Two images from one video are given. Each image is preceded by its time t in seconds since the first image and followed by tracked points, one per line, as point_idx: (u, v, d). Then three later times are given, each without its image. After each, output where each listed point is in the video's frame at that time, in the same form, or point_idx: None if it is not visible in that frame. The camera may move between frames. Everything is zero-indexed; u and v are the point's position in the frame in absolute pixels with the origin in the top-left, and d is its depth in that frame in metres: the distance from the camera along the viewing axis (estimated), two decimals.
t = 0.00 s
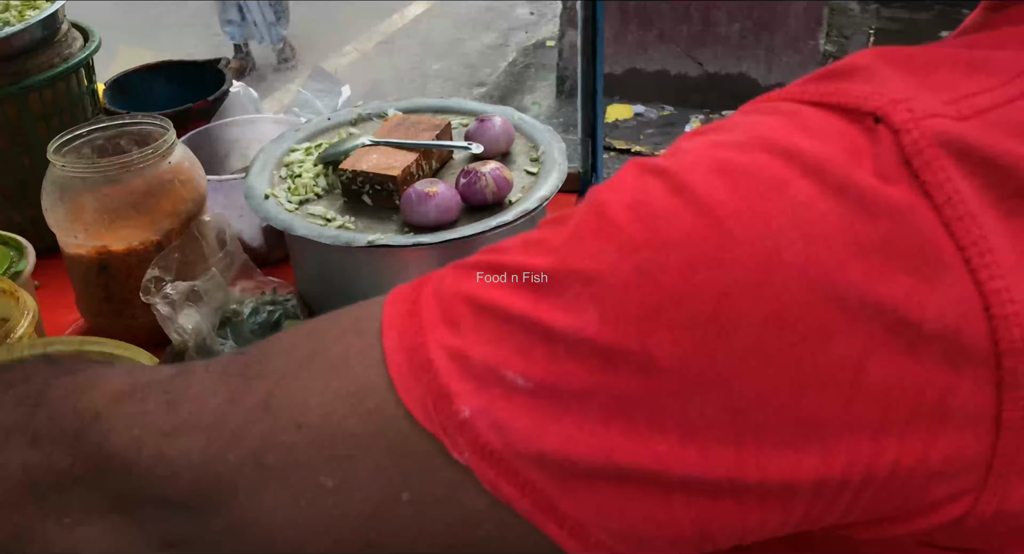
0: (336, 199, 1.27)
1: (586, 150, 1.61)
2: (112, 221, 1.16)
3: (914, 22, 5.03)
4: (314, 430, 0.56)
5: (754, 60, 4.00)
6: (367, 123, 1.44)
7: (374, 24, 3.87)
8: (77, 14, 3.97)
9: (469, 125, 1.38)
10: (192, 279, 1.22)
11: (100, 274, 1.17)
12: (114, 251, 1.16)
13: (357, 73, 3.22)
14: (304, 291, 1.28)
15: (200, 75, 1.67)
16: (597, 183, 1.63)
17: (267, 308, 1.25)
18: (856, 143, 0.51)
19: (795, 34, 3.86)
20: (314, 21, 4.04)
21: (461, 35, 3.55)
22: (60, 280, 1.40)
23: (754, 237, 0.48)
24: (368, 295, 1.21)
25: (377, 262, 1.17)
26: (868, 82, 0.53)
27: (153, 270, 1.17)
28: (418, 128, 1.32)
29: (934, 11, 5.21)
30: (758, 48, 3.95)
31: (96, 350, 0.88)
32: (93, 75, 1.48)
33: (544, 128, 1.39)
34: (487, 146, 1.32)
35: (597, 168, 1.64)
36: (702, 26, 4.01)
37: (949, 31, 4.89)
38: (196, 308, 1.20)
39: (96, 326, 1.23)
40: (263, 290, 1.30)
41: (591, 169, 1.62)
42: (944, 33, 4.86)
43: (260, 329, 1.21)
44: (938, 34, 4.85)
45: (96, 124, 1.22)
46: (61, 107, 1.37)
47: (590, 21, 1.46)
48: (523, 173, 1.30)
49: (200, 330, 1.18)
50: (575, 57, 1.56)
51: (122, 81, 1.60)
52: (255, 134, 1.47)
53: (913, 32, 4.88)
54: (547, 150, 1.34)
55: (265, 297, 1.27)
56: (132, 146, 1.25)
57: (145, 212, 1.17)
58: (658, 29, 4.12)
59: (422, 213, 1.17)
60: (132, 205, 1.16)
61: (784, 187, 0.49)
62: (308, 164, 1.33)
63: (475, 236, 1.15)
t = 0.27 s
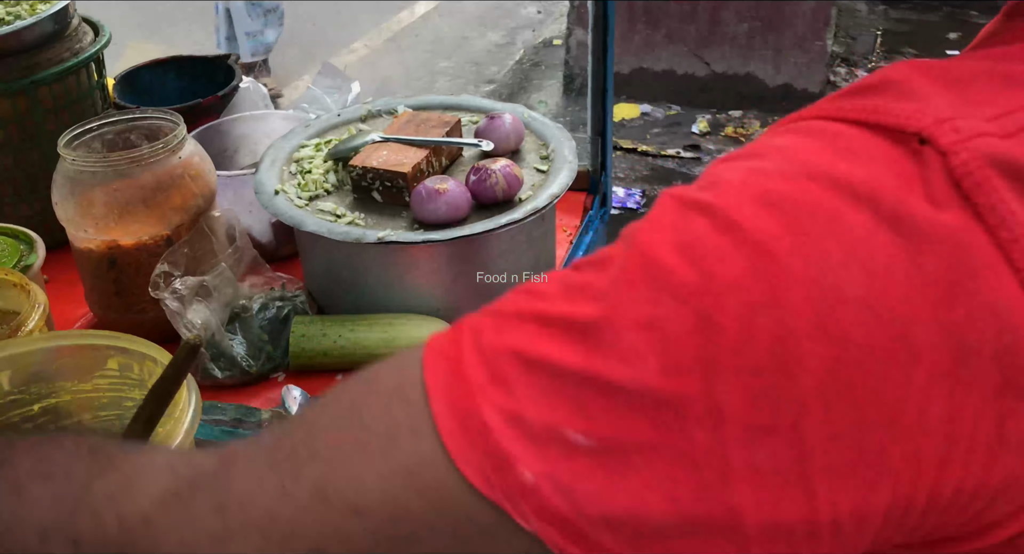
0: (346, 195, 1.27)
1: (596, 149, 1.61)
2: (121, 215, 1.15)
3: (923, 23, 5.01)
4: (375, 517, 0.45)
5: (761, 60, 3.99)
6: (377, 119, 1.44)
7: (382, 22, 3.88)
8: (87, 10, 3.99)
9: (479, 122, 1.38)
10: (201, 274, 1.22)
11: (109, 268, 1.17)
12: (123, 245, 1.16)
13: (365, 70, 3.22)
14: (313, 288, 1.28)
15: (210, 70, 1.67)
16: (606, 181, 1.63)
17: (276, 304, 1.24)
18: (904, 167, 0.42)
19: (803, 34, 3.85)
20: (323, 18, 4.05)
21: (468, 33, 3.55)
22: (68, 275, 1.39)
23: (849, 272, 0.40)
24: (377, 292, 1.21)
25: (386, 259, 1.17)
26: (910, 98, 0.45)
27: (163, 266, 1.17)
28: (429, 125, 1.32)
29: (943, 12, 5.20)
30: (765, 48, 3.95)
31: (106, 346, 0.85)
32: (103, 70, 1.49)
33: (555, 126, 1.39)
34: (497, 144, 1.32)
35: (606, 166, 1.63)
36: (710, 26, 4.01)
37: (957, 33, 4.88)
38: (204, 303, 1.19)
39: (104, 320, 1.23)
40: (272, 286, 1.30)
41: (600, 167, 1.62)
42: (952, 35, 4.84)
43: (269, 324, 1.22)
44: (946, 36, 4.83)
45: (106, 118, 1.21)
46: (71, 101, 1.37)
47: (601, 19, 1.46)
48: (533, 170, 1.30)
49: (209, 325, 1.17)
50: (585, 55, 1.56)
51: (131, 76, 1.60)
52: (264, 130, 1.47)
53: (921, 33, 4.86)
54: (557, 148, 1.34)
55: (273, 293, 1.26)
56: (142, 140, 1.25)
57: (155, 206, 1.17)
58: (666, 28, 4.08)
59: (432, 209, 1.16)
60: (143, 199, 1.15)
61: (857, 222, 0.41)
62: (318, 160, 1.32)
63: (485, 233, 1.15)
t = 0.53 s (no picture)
0: (350, 194, 1.26)
1: (599, 148, 1.60)
2: (124, 213, 1.14)
3: (925, 24, 5.00)
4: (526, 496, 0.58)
5: (763, 61, 3.99)
6: (381, 118, 1.43)
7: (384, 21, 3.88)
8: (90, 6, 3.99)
9: (483, 121, 1.38)
10: (204, 272, 1.20)
11: (112, 265, 1.17)
12: (126, 243, 1.16)
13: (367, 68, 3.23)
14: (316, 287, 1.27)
15: (214, 68, 1.66)
16: (610, 181, 1.63)
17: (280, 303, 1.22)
18: None
19: (806, 35, 3.85)
20: (325, 16, 4.05)
21: (471, 32, 3.55)
22: (70, 273, 1.39)
23: (1003, 297, 0.46)
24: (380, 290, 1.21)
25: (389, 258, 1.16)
26: None
27: (165, 264, 1.17)
28: (433, 124, 1.32)
29: (946, 13, 5.19)
30: (768, 48, 3.94)
31: (109, 345, 0.83)
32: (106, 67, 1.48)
33: (558, 126, 1.39)
34: (501, 143, 1.31)
35: (609, 166, 1.63)
36: (712, 26, 4.00)
37: (959, 34, 4.87)
38: (207, 302, 1.18)
39: (107, 317, 1.22)
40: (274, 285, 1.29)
41: (604, 167, 1.61)
42: (954, 36, 4.84)
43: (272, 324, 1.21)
44: (948, 37, 4.83)
45: (110, 115, 1.21)
46: (74, 98, 1.37)
47: (605, 19, 1.46)
48: (537, 170, 1.30)
49: (212, 324, 1.16)
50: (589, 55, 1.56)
51: (135, 73, 1.59)
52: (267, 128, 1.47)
53: (924, 34, 4.86)
54: (561, 147, 1.33)
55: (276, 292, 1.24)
56: (146, 138, 1.24)
57: (158, 204, 1.16)
58: (669, 28, 4.08)
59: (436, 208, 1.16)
60: (146, 197, 1.15)
61: None
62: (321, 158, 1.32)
63: (489, 233, 1.15)
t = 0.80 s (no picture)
0: (346, 195, 1.25)
1: (598, 149, 1.60)
2: (119, 215, 1.13)
3: (924, 24, 5.00)
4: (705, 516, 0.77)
5: (762, 61, 3.98)
6: (378, 119, 1.42)
7: (383, 21, 3.87)
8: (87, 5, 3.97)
9: (481, 122, 1.37)
10: (199, 274, 1.20)
11: (107, 267, 1.16)
12: (121, 245, 1.15)
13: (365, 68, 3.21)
14: (312, 289, 1.26)
15: (211, 68, 1.65)
16: (608, 182, 1.62)
17: (275, 305, 1.22)
18: None
19: (805, 35, 3.84)
20: (324, 16, 4.04)
21: (469, 32, 3.54)
22: (66, 274, 1.38)
23: None
24: (377, 292, 1.20)
25: (386, 261, 1.15)
26: None
27: (160, 267, 1.15)
28: (430, 125, 1.31)
29: (945, 14, 5.19)
30: (766, 49, 3.94)
31: (103, 349, 0.82)
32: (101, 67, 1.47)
33: (557, 127, 1.38)
34: (500, 144, 1.30)
35: (608, 167, 1.62)
36: (711, 26, 4.00)
37: (958, 34, 4.87)
38: (202, 305, 1.17)
39: (102, 320, 1.21)
40: (270, 287, 1.28)
41: (602, 168, 1.60)
42: (952, 36, 4.84)
43: (268, 326, 1.20)
44: (947, 37, 4.83)
45: (104, 115, 1.19)
46: (69, 98, 1.35)
47: (604, 19, 1.45)
48: (535, 171, 1.29)
49: (207, 327, 1.15)
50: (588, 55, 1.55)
51: (131, 73, 1.58)
52: (264, 129, 1.46)
53: (922, 34, 4.86)
54: (560, 148, 1.33)
55: (271, 295, 1.24)
56: (141, 139, 1.23)
57: (154, 206, 1.15)
58: (667, 28, 4.07)
59: (433, 210, 1.15)
60: (141, 199, 1.14)
61: None
62: (318, 159, 1.31)
63: (487, 235, 1.14)
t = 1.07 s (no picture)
0: (344, 196, 1.25)
1: (597, 149, 1.59)
2: (116, 215, 1.13)
3: (920, 24, 5.01)
4: None
5: (759, 61, 3.99)
6: (376, 119, 1.42)
7: (380, 20, 3.86)
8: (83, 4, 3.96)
9: (480, 122, 1.37)
10: (196, 275, 1.20)
11: (103, 268, 1.15)
12: (117, 245, 1.14)
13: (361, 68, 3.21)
14: (310, 290, 1.26)
15: (207, 68, 1.64)
16: (607, 183, 1.62)
17: (272, 306, 1.22)
18: None
19: (802, 35, 3.84)
20: (321, 15, 4.03)
21: (466, 32, 3.53)
22: (63, 275, 1.37)
23: None
24: (375, 293, 1.20)
25: (384, 261, 1.15)
26: None
27: (157, 267, 1.15)
28: (429, 125, 1.31)
29: (941, 14, 5.19)
30: (764, 48, 3.94)
31: (99, 351, 0.82)
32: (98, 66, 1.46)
33: (556, 127, 1.38)
34: (498, 145, 1.30)
35: (606, 167, 1.62)
36: (709, 26, 4.00)
37: (955, 34, 4.88)
38: (199, 305, 1.17)
39: (98, 321, 1.20)
40: (268, 288, 1.28)
41: (600, 168, 1.60)
42: (949, 36, 4.85)
43: (265, 327, 1.19)
44: (943, 37, 4.84)
45: (100, 115, 1.19)
46: (66, 98, 1.35)
47: (602, 19, 1.45)
48: (534, 172, 1.29)
49: (204, 327, 1.15)
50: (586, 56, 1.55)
51: (127, 72, 1.57)
52: (261, 129, 1.45)
53: (919, 34, 4.87)
54: (559, 148, 1.32)
55: (269, 296, 1.23)
56: (137, 139, 1.23)
57: (151, 206, 1.15)
58: (664, 28, 4.07)
59: (432, 211, 1.15)
60: (138, 199, 1.14)
61: None
62: (316, 160, 1.31)
63: (486, 236, 1.13)
